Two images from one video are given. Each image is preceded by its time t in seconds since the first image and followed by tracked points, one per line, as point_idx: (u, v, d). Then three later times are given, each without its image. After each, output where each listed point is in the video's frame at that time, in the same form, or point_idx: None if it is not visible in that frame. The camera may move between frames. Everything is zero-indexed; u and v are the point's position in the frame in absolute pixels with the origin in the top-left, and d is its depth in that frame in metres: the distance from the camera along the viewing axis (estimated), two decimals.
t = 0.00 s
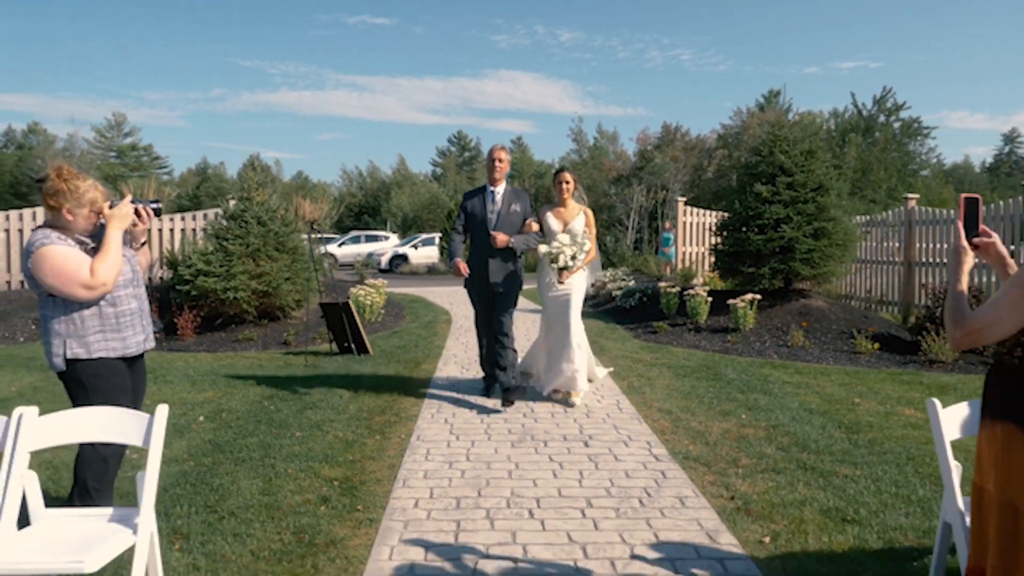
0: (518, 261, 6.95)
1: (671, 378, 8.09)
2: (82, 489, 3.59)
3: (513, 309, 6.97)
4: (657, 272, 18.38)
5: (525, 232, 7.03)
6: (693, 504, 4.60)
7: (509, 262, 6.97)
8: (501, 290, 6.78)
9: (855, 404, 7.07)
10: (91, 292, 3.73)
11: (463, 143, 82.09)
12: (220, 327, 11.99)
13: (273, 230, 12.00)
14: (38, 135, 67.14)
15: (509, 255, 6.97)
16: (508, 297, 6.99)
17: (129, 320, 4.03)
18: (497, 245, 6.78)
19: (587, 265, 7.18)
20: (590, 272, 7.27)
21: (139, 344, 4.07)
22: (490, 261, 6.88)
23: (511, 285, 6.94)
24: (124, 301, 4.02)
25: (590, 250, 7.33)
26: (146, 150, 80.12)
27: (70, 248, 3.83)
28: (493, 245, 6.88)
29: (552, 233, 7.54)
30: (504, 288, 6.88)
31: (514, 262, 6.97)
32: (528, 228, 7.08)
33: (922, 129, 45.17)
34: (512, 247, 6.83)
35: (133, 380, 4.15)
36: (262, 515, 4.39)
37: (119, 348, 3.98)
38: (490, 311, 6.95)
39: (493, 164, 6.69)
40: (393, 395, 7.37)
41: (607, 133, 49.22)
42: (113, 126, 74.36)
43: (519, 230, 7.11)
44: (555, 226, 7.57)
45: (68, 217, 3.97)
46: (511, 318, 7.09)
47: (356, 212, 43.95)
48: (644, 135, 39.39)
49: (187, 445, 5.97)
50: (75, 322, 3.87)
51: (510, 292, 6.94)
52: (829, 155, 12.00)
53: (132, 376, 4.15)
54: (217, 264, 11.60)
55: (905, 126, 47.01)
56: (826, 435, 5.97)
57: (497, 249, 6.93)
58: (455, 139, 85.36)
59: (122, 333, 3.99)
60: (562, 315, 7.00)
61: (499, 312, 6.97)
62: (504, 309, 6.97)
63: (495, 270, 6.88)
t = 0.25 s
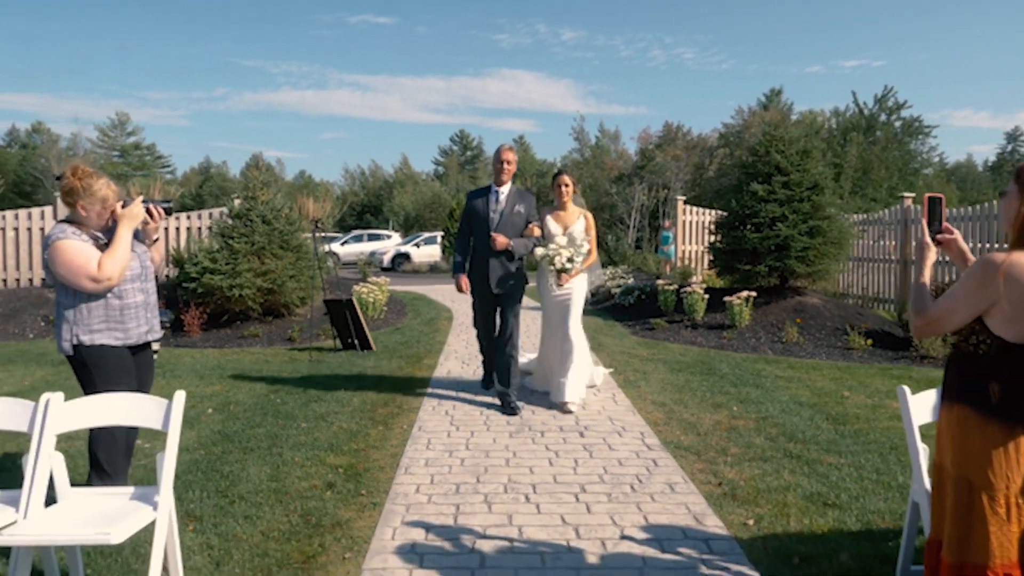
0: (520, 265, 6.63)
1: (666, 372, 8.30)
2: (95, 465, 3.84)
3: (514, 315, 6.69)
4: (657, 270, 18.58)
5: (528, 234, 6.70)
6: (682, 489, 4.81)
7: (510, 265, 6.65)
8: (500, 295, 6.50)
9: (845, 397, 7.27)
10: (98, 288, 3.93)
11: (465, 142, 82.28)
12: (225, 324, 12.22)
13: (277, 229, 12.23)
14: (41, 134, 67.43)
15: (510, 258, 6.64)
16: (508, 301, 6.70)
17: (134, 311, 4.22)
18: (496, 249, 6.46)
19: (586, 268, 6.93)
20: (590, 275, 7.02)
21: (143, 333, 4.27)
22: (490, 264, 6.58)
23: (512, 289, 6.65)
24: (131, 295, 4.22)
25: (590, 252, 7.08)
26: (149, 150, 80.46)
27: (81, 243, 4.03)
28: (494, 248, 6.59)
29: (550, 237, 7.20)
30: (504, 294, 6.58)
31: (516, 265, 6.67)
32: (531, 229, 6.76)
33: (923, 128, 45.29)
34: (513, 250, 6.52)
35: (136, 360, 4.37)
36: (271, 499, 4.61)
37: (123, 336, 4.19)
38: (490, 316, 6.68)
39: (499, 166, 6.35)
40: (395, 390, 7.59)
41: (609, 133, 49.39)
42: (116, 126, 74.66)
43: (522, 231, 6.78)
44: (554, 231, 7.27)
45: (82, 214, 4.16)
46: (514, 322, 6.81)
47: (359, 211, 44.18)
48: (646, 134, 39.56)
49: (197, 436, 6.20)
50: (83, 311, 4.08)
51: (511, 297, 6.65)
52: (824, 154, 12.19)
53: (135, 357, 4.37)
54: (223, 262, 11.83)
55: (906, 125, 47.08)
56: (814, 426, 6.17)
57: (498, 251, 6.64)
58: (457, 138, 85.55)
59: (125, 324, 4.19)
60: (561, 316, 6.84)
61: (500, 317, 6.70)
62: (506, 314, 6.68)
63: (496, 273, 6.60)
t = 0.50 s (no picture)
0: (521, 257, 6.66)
1: (663, 368, 8.49)
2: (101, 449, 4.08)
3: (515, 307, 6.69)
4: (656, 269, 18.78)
5: (529, 227, 6.72)
6: (674, 477, 5.01)
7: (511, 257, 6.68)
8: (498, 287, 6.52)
9: (836, 391, 7.46)
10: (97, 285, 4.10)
11: (467, 142, 82.49)
12: (230, 321, 12.43)
13: (282, 228, 12.44)
14: (45, 134, 67.72)
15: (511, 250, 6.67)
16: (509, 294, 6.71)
17: (137, 307, 4.37)
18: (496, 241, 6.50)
19: (587, 263, 6.98)
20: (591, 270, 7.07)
21: (145, 328, 4.41)
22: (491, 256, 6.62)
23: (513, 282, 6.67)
24: (134, 293, 4.37)
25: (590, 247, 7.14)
26: (152, 149, 80.74)
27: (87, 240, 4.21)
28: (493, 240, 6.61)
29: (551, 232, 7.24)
30: (505, 285, 6.62)
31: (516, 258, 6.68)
32: (531, 223, 6.78)
33: (924, 128, 45.38)
34: (512, 242, 6.53)
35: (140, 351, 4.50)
36: (279, 485, 4.82)
37: (126, 330, 4.34)
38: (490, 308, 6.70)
39: (500, 162, 6.37)
40: (398, 385, 7.80)
41: (610, 132, 49.56)
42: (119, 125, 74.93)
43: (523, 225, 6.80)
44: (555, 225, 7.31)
45: (94, 210, 4.36)
46: (516, 314, 6.84)
47: (361, 210, 44.37)
48: (647, 134, 39.72)
49: (206, 427, 6.41)
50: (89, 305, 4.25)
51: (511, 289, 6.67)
52: (820, 155, 12.36)
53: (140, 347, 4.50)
54: (229, 260, 12.04)
55: (908, 124, 47.16)
56: (804, 418, 6.36)
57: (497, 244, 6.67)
58: (459, 137, 85.75)
59: (128, 318, 4.34)
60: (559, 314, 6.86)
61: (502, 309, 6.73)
62: (508, 306, 6.71)
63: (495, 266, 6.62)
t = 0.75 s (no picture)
0: (521, 259, 6.54)
1: (661, 364, 8.69)
2: (120, 436, 4.33)
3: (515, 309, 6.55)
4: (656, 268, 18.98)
5: (529, 228, 6.58)
6: (668, 467, 5.20)
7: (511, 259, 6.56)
8: (499, 289, 6.37)
9: (829, 387, 7.64)
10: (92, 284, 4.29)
11: (468, 142, 82.71)
12: (236, 319, 12.63)
13: (286, 227, 12.64)
14: (48, 134, 67.97)
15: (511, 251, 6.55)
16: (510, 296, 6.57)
17: (140, 304, 4.53)
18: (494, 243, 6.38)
19: (586, 264, 6.85)
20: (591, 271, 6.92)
21: (146, 325, 4.56)
22: (490, 258, 6.50)
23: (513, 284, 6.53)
24: (136, 290, 4.52)
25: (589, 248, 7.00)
26: (154, 149, 80.98)
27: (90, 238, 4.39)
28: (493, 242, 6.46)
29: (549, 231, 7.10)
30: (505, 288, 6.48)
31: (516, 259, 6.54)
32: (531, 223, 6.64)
33: (924, 128, 45.52)
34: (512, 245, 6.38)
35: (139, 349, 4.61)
36: (289, 474, 5.02)
37: (127, 325, 4.50)
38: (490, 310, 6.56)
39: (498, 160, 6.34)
40: (401, 381, 7.99)
41: (611, 132, 49.74)
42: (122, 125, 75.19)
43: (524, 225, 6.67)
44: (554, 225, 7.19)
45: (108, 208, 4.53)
46: (518, 316, 6.74)
47: (363, 210, 44.58)
48: (647, 134, 39.89)
49: (216, 420, 6.61)
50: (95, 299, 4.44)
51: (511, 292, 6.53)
52: (816, 155, 12.54)
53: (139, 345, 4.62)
54: (234, 259, 12.24)
55: (908, 125, 47.29)
56: (797, 412, 6.56)
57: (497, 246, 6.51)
58: (461, 137, 85.95)
59: (130, 315, 4.50)
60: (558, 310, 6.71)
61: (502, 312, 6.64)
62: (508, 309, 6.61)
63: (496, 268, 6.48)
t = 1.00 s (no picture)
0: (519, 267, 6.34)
1: (658, 362, 8.87)
2: (136, 429, 4.52)
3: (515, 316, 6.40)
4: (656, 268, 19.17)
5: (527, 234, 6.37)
6: (662, 460, 5.39)
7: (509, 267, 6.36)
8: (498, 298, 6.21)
9: (822, 384, 7.83)
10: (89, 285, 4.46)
11: (470, 141, 82.91)
12: (240, 317, 12.83)
13: (290, 227, 12.84)
14: (50, 134, 68.15)
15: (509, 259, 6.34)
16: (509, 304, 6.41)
17: (142, 304, 4.69)
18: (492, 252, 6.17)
19: (585, 270, 6.48)
20: (590, 278, 6.57)
21: (149, 325, 4.71)
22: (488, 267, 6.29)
23: (512, 292, 6.37)
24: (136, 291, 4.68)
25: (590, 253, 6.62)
26: (156, 149, 81.23)
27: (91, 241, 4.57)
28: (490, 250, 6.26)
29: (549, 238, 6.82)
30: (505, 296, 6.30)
31: (515, 266, 6.36)
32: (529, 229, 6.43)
33: (924, 129, 45.64)
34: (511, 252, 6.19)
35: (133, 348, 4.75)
36: (297, 465, 5.22)
37: (129, 324, 4.67)
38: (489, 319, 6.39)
39: (490, 166, 6.15)
40: (405, 378, 8.19)
41: (612, 132, 49.91)
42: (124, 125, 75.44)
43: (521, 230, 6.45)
44: (554, 231, 6.84)
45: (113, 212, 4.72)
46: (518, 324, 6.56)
47: (365, 210, 44.78)
48: (648, 134, 40.06)
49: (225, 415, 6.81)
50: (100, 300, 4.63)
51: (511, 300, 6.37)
52: (812, 156, 12.72)
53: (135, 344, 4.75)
54: (239, 258, 12.43)
55: (908, 125, 47.37)
56: (789, 408, 6.74)
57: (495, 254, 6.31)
58: (462, 137, 86.12)
59: (133, 315, 4.67)
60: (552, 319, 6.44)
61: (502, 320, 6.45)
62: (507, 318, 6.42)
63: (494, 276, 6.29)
